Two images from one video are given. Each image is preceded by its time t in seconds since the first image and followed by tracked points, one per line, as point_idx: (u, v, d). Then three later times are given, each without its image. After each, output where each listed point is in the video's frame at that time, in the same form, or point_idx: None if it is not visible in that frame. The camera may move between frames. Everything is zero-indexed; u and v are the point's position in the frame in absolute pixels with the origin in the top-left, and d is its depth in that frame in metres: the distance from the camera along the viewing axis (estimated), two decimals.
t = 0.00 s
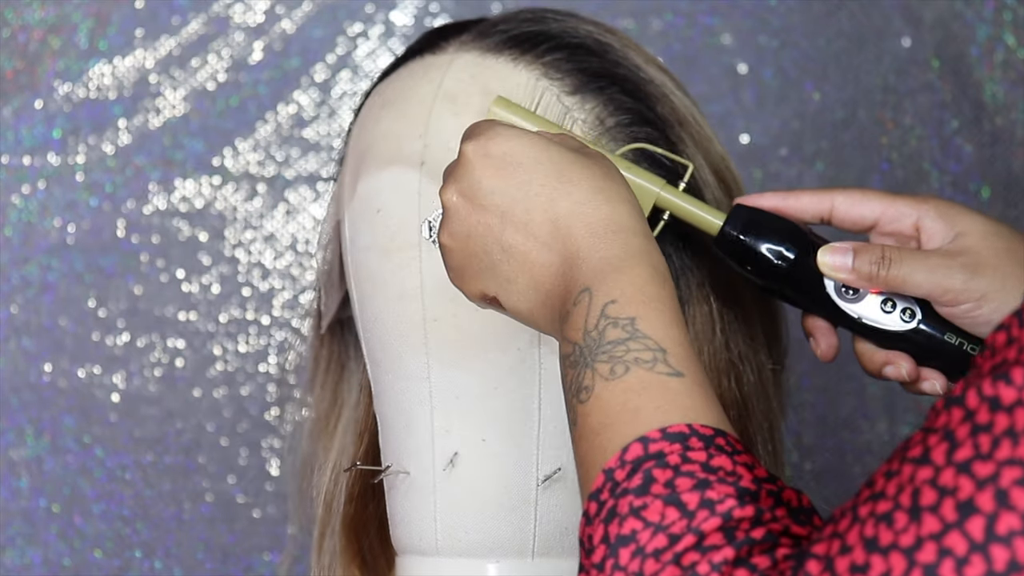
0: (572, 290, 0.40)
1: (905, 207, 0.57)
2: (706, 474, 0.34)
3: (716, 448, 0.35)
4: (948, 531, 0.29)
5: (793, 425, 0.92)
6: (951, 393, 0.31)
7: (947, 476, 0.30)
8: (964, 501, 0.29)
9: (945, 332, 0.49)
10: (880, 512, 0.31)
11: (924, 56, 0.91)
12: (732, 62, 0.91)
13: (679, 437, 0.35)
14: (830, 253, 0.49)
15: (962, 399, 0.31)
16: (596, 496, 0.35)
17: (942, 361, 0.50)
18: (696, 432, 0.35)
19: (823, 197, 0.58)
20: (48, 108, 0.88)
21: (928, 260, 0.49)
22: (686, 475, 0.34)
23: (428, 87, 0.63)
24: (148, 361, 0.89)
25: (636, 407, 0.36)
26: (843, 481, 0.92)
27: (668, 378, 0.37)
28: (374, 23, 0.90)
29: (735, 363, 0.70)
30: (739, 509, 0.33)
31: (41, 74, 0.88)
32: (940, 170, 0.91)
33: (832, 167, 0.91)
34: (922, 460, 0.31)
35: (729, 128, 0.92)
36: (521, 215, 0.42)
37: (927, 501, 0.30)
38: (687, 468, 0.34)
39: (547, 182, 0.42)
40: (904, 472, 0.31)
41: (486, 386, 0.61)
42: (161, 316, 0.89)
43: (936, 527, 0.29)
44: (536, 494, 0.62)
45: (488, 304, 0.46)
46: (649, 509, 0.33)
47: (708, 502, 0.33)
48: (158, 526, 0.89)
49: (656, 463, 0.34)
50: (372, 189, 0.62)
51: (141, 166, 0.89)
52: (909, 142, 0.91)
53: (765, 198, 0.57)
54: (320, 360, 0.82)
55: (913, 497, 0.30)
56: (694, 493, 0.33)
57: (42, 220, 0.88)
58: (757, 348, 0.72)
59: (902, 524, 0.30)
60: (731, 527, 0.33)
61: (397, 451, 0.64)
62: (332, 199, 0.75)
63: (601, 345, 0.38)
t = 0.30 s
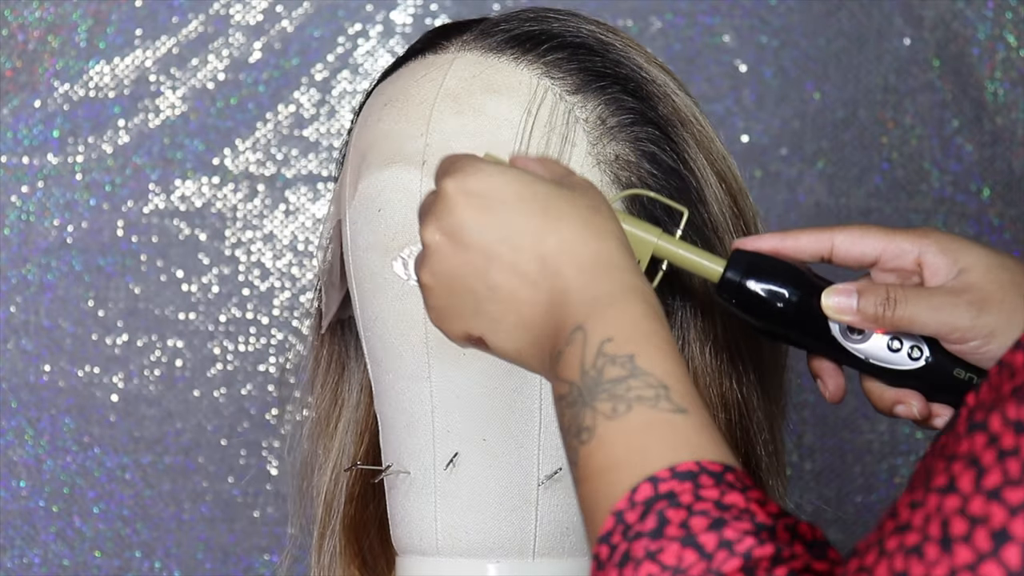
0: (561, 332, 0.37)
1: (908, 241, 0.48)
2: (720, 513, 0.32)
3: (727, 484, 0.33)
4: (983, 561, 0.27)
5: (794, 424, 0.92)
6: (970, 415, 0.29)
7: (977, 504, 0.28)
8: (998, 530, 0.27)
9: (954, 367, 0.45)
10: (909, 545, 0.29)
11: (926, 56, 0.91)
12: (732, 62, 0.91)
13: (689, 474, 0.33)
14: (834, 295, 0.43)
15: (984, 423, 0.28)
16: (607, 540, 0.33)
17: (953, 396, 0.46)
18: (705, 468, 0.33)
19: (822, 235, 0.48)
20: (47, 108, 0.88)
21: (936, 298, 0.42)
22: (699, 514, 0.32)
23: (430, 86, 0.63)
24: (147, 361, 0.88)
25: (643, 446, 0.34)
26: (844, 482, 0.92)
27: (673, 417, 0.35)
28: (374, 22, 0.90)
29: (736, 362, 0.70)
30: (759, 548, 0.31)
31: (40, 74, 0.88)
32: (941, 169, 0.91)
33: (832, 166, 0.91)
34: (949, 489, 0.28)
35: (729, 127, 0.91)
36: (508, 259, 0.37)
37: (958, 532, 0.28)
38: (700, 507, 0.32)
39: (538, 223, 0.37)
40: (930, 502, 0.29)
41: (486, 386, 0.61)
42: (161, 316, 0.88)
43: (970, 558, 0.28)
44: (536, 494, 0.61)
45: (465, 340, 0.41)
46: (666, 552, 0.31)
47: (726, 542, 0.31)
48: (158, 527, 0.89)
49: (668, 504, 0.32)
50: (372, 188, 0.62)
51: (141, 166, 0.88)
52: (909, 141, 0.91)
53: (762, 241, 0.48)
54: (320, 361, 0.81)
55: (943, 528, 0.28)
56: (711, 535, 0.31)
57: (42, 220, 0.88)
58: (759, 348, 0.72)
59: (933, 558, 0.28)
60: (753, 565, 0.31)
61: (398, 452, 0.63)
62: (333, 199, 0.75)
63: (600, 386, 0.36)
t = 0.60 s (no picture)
0: (570, 357, 0.39)
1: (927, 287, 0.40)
2: (707, 533, 0.34)
3: (709, 511, 0.36)
4: None
5: (793, 424, 0.93)
6: (946, 432, 0.31)
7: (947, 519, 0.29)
8: (966, 545, 0.28)
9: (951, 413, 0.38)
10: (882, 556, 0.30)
11: (924, 57, 0.91)
12: (731, 63, 0.92)
13: (675, 501, 0.35)
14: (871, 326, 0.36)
15: (957, 440, 0.30)
16: (595, 559, 0.35)
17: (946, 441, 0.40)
18: (690, 496, 0.36)
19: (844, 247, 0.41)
20: (49, 109, 0.88)
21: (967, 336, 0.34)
22: (689, 534, 0.34)
23: (431, 87, 0.63)
24: (148, 361, 0.89)
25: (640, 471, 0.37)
26: (843, 482, 0.92)
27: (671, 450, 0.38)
28: (375, 24, 0.90)
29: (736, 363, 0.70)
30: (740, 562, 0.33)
31: (42, 75, 0.88)
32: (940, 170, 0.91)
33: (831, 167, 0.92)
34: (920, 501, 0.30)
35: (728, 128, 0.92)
36: (570, 285, 0.40)
37: (928, 545, 0.29)
38: (688, 528, 0.34)
39: (577, 263, 0.40)
40: (903, 514, 0.30)
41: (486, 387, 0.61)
42: (162, 316, 0.89)
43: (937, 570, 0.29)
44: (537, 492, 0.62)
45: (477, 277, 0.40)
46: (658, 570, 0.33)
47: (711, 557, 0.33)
48: (159, 526, 0.90)
49: (657, 527, 0.35)
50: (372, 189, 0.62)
51: (142, 167, 0.89)
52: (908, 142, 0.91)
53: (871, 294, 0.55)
54: (320, 360, 0.81)
55: (915, 541, 0.29)
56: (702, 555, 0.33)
57: (43, 221, 0.88)
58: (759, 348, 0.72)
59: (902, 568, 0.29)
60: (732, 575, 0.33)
61: (398, 452, 0.64)
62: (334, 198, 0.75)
63: (609, 413, 0.39)
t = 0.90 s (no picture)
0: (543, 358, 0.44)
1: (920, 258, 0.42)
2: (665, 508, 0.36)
3: (671, 485, 0.38)
4: (896, 539, 0.29)
5: (793, 424, 0.93)
6: (918, 405, 0.32)
7: (902, 484, 0.29)
8: (912, 509, 0.29)
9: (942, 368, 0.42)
10: (844, 517, 0.31)
11: (924, 57, 0.91)
12: (731, 63, 0.91)
13: (635, 479, 0.37)
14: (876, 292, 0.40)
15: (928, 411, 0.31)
16: (561, 540, 0.37)
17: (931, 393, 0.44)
18: (652, 474, 0.38)
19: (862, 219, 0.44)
20: (49, 109, 0.88)
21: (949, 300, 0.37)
22: (646, 508, 0.36)
23: (430, 87, 0.63)
24: (148, 361, 0.89)
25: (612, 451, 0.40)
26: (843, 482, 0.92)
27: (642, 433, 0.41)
28: (375, 24, 0.90)
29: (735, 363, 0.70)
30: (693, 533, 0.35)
31: (41, 75, 0.88)
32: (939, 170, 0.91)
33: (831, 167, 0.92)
34: (883, 466, 0.30)
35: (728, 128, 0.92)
36: (529, 295, 0.45)
37: (882, 508, 0.30)
38: (646, 504, 0.36)
39: (543, 281, 0.45)
40: (868, 478, 0.31)
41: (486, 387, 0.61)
42: (163, 316, 0.89)
43: (887, 533, 0.29)
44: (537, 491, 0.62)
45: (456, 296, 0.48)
46: (613, 541, 0.35)
47: (665, 525, 0.35)
48: (159, 526, 0.90)
49: (615, 503, 0.37)
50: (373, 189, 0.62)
51: (142, 167, 0.89)
52: (909, 142, 0.91)
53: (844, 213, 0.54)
54: (320, 360, 0.81)
55: (872, 503, 0.30)
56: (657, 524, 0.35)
57: (43, 220, 0.88)
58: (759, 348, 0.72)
59: (857, 530, 0.30)
60: (685, 548, 0.35)
61: (398, 452, 0.64)
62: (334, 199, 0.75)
63: (580, 402, 0.42)
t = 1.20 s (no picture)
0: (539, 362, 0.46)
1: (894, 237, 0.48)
2: (649, 512, 0.38)
3: (658, 489, 0.40)
4: (868, 547, 0.32)
5: (794, 424, 0.93)
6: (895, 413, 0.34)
7: (875, 492, 0.32)
8: (884, 518, 0.32)
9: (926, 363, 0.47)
10: (819, 524, 0.34)
11: (925, 56, 0.91)
12: (732, 63, 0.91)
13: (622, 483, 0.39)
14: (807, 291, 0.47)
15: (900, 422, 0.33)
16: (550, 547, 0.40)
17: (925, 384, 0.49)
18: (639, 478, 0.40)
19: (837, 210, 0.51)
20: (48, 108, 0.88)
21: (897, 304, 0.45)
22: (630, 514, 0.38)
23: (430, 86, 0.63)
24: (148, 361, 0.89)
25: (602, 456, 0.42)
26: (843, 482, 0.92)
27: (631, 437, 0.42)
28: (374, 23, 0.90)
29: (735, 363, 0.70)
30: (675, 537, 0.37)
31: (41, 74, 0.88)
32: (940, 169, 0.91)
33: (831, 167, 0.91)
34: (857, 473, 0.33)
35: (728, 128, 0.92)
36: (518, 301, 0.47)
37: (855, 515, 0.33)
38: (631, 509, 0.38)
39: (536, 288, 0.47)
40: (844, 484, 0.34)
41: (486, 387, 0.61)
42: (162, 316, 0.89)
43: (859, 541, 0.32)
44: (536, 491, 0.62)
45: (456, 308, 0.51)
46: (596, 547, 0.38)
47: (646, 531, 0.37)
48: (158, 526, 0.90)
49: (600, 508, 0.39)
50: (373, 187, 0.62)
51: (141, 167, 0.89)
52: (909, 142, 0.91)
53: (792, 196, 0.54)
54: (320, 361, 0.81)
55: (846, 511, 0.33)
56: (638, 528, 0.38)
57: (42, 220, 0.88)
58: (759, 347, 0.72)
59: (831, 536, 0.33)
60: (666, 553, 0.37)
61: (398, 452, 0.63)
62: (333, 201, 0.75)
63: (570, 407, 0.44)
